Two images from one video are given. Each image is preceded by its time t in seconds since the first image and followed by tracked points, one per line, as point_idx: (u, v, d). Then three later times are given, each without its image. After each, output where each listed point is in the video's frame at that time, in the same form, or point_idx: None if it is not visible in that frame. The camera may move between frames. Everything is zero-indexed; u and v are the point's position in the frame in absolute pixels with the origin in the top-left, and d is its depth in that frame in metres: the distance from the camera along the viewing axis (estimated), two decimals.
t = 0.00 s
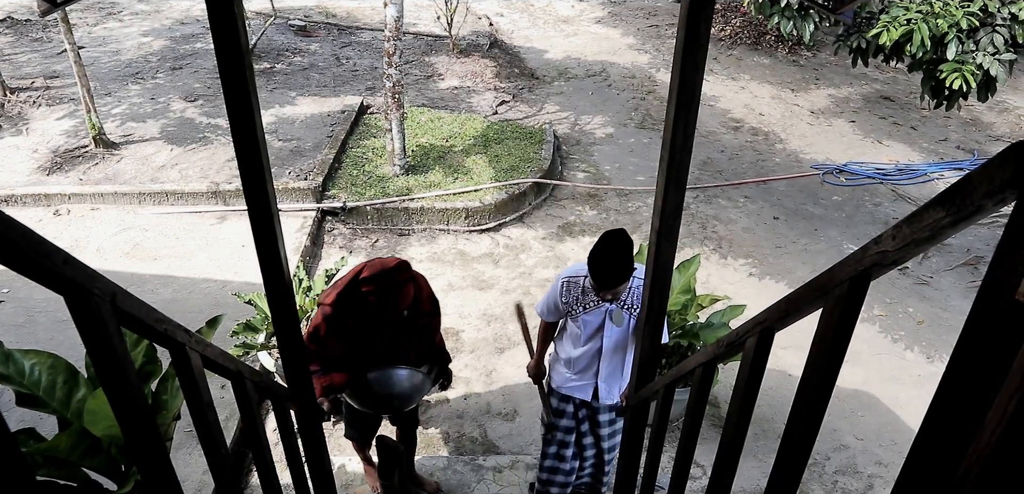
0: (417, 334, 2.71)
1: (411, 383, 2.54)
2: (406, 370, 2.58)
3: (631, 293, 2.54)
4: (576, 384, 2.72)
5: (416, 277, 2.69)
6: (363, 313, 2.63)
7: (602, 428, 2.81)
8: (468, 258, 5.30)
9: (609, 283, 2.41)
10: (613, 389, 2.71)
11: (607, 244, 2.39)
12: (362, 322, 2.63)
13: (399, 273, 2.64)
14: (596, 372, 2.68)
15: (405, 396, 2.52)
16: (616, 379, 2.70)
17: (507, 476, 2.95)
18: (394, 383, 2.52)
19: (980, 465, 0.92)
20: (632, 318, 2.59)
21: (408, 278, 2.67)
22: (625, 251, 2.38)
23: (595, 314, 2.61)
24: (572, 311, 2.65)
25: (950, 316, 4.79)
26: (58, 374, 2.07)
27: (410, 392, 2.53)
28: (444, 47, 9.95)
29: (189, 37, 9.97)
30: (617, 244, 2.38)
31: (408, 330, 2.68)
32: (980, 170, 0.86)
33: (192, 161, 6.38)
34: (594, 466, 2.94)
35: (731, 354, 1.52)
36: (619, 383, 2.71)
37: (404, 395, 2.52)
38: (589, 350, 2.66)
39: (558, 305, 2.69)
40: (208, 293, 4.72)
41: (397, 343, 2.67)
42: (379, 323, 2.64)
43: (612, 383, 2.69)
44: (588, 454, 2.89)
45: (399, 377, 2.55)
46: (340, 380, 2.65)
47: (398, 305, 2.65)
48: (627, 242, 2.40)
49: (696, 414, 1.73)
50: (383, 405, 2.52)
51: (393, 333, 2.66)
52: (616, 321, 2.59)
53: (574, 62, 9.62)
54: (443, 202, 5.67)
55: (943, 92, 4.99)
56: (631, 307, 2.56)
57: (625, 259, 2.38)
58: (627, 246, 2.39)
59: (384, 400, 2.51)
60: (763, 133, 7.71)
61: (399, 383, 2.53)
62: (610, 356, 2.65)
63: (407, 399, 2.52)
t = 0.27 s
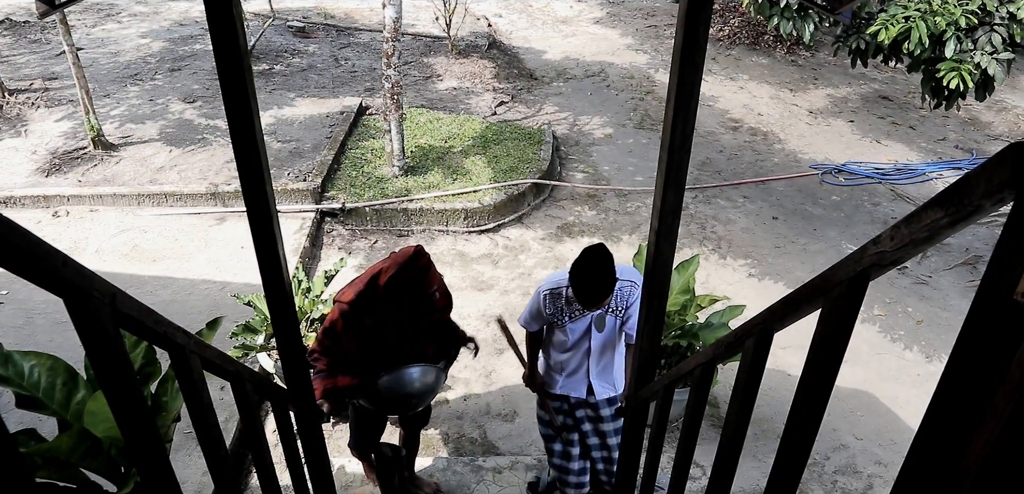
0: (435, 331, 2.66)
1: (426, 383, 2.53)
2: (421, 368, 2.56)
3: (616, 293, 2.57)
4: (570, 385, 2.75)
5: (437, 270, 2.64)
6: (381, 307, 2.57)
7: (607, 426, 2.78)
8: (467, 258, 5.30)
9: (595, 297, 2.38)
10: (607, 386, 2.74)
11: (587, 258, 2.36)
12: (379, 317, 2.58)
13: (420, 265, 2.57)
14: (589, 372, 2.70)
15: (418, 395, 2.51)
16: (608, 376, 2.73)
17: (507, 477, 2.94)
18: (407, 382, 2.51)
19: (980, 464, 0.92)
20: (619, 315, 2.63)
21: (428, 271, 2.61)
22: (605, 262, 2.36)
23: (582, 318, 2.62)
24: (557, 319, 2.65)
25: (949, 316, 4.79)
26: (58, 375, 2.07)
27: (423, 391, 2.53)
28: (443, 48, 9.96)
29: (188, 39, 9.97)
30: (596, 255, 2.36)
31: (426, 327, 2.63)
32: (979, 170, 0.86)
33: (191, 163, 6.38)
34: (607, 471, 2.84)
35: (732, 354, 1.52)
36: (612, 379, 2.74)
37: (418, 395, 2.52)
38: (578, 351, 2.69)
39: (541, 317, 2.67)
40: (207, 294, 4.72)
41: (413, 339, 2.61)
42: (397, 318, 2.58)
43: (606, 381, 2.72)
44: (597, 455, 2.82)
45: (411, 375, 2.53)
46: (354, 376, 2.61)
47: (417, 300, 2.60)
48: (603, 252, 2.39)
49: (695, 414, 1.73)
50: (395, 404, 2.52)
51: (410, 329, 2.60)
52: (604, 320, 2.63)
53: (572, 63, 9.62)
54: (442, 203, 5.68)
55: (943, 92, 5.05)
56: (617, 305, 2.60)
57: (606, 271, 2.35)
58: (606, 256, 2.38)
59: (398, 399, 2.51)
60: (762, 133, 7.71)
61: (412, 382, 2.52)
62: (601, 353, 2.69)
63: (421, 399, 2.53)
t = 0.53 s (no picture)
0: (441, 326, 2.67)
1: (431, 378, 2.64)
2: (426, 363, 2.65)
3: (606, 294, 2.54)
4: (563, 386, 2.74)
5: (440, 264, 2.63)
6: (387, 304, 2.55)
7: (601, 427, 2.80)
8: (467, 259, 5.30)
9: (586, 298, 2.37)
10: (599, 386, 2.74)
11: (577, 259, 2.34)
12: (385, 315, 2.56)
13: (425, 261, 2.56)
14: (582, 375, 2.69)
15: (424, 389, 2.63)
16: (601, 377, 2.72)
17: (507, 477, 2.94)
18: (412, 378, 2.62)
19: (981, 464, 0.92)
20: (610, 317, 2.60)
21: (431, 265, 2.59)
22: (596, 263, 2.34)
23: (573, 320, 2.60)
24: (547, 322, 2.63)
25: (948, 316, 4.80)
26: (57, 377, 2.07)
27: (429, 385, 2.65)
28: (442, 49, 9.96)
29: (187, 40, 9.97)
30: (586, 257, 2.34)
31: (432, 322, 2.64)
32: (978, 170, 0.86)
33: (190, 164, 6.38)
34: (602, 469, 2.89)
35: (732, 354, 1.52)
36: (604, 380, 2.73)
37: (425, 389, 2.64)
38: (570, 353, 2.68)
39: (531, 320, 2.65)
40: (207, 296, 4.71)
41: (419, 334, 2.63)
42: (404, 314, 2.58)
43: (599, 382, 2.71)
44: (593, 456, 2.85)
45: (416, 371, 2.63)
46: (360, 372, 2.61)
47: (423, 295, 2.59)
48: (593, 252, 2.36)
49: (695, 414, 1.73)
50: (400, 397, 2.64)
51: (416, 324, 2.61)
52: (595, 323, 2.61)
53: (571, 64, 9.63)
54: (441, 204, 5.67)
55: (943, 92, 5.07)
56: (608, 308, 2.56)
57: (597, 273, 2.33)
58: (597, 257, 2.35)
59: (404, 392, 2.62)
60: (761, 134, 7.72)
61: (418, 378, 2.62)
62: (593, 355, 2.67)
63: (427, 393, 2.65)
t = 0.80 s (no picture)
0: (445, 323, 2.66)
1: (436, 377, 2.61)
2: (431, 363, 2.63)
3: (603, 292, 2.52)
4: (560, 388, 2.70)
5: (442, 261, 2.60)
6: (390, 301, 2.53)
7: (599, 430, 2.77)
8: (466, 259, 5.30)
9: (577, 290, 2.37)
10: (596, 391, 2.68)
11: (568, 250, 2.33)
12: (389, 313, 2.55)
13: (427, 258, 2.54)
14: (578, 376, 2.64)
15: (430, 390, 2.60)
16: (599, 381, 2.66)
17: (507, 478, 2.94)
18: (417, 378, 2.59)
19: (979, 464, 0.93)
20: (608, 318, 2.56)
21: (433, 261, 2.57)
22: (591, 255, 2.33)
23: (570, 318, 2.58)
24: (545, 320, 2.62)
25: (948, 316, 4.80)
26: (57, 378, 2.07)
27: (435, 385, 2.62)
28: (441, 49, 9.96)
29: (186, 40, 9.97)
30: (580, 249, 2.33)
31: (436, 320, 2.63)
32: (978, 170, 0.86)
33: (190, 164, 6.38)
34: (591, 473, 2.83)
35: (731, 354, 1.52)
36: (602, 384, 2.67)
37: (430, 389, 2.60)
38: (567, 354, 2.64)
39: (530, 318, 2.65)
40: (206, 296, 4.71)
41: (422, 333, 2.62)
42: (407, 311, 2.57)
43: (595, 386, 2.65)
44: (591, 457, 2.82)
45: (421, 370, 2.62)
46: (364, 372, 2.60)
47: (427, 293, 2.58)
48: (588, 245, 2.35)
49: (695, 415, 1.73)
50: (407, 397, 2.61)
51: (420, 321, 2.60)
52: (593, 323, 2.57)
53: (571, 64, 9.63)
54: (441, 204, 5.68)
55: (941, 92, 5.06)
56: (605, 307, 2.54)
57: (590, 264, 2.33)
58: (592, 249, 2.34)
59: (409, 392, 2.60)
60: (760, 134, 7.72)
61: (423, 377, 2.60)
62: (591, 358, 2.62)
63: (432, 394, 2.61)
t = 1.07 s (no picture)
0: (449, 319, 2.68)
1: (442, 374, 2.69)
2: (438, 361, 2.68)
3: (611, 295, 2.51)
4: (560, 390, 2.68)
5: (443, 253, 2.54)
6: (393, 296, 2.54)
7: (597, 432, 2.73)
8: (465, 260, 5.30)
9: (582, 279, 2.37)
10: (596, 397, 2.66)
11: (574, 235, 2.31)
12: (392, 308, 2.55)
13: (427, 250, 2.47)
14: (579, 380, 2.63)
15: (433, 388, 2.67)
16: (600, 387, 2.64)
17: (506, 479, 2.94)
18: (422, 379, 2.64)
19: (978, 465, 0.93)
20: (615, 323, 2.55)
21: (434, 253, 2.50)
22: (600, 247, 2.31)
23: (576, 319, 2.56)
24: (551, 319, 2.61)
25: (947, 316, 4.80)
26: (56, 379, 2.06)
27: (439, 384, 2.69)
28: (440, 50, 9.96)
29: (185, 41, 9.96)
30: (589, 237, 2.30)
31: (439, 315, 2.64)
32: (975, 171, 0.86)
33: (189, 165, 6.38)
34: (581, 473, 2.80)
35: (729, 355, 1.52)
36: (603, 391, 2.65)
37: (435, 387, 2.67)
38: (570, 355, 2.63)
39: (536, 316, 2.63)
40: (206, 297, 4.71)
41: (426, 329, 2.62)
42: (409, 306, 2.56)
43: (596, 392, 2.63)
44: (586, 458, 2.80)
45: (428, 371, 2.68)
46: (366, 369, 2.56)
47: (428, 288, 2.55)
48: (598, 233, 2.31)
49: (694, 416, 1.73)
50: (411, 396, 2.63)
51: (422, 316, 2.59)
52: (598, 327, 2.55)
53: (570, 65, 9.63)
54: (440, 205, 5.68)
55: (938, 93, 5.06)
56: (611, 311, 2.52)
57: (598, 253, 2.31)
58: (603, 238, 2.31)
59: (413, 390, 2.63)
60: (760, 134, 7.72)
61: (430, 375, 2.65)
62: (594, 363, 2.59)
63: (439, 392, 2.71)
